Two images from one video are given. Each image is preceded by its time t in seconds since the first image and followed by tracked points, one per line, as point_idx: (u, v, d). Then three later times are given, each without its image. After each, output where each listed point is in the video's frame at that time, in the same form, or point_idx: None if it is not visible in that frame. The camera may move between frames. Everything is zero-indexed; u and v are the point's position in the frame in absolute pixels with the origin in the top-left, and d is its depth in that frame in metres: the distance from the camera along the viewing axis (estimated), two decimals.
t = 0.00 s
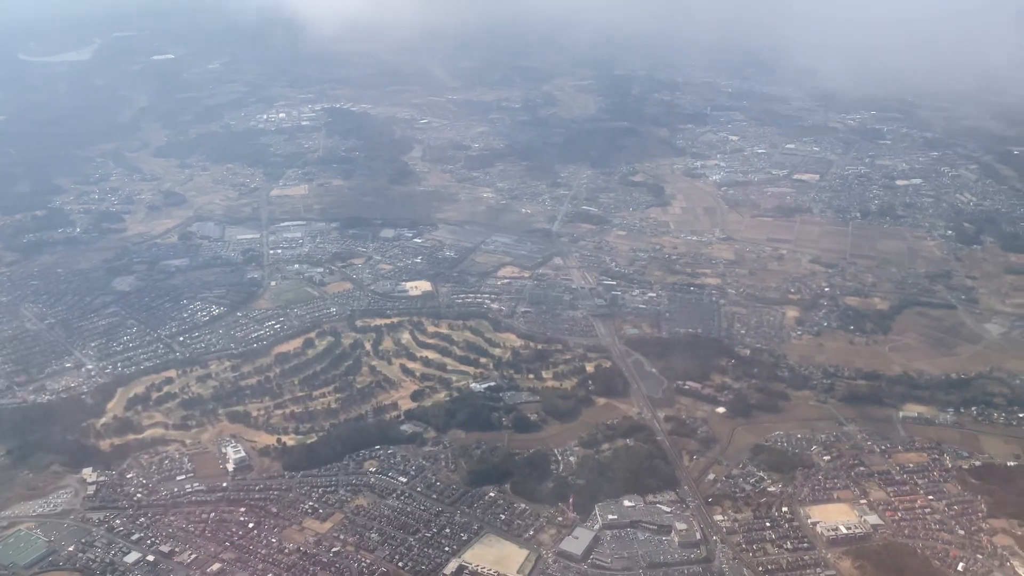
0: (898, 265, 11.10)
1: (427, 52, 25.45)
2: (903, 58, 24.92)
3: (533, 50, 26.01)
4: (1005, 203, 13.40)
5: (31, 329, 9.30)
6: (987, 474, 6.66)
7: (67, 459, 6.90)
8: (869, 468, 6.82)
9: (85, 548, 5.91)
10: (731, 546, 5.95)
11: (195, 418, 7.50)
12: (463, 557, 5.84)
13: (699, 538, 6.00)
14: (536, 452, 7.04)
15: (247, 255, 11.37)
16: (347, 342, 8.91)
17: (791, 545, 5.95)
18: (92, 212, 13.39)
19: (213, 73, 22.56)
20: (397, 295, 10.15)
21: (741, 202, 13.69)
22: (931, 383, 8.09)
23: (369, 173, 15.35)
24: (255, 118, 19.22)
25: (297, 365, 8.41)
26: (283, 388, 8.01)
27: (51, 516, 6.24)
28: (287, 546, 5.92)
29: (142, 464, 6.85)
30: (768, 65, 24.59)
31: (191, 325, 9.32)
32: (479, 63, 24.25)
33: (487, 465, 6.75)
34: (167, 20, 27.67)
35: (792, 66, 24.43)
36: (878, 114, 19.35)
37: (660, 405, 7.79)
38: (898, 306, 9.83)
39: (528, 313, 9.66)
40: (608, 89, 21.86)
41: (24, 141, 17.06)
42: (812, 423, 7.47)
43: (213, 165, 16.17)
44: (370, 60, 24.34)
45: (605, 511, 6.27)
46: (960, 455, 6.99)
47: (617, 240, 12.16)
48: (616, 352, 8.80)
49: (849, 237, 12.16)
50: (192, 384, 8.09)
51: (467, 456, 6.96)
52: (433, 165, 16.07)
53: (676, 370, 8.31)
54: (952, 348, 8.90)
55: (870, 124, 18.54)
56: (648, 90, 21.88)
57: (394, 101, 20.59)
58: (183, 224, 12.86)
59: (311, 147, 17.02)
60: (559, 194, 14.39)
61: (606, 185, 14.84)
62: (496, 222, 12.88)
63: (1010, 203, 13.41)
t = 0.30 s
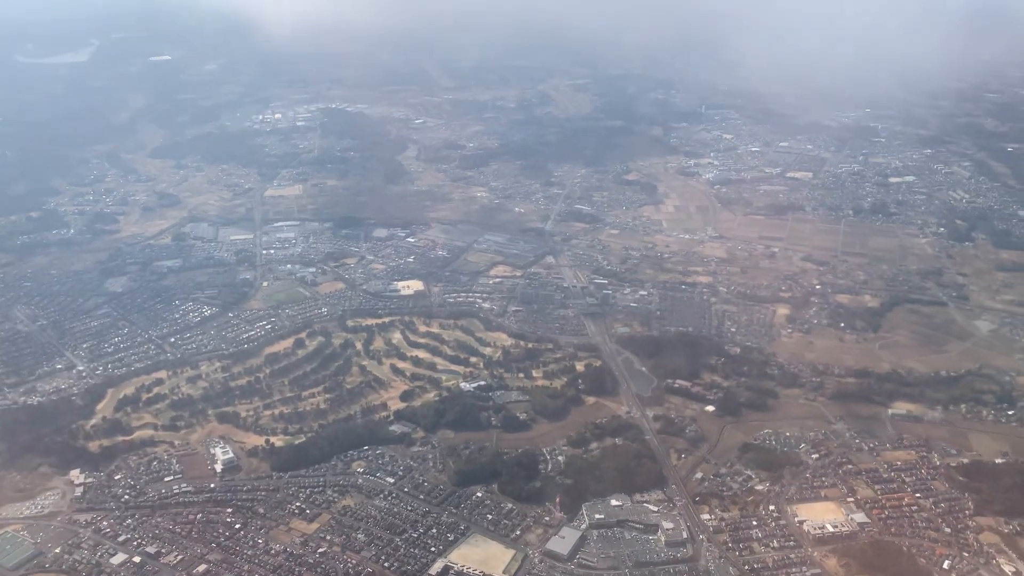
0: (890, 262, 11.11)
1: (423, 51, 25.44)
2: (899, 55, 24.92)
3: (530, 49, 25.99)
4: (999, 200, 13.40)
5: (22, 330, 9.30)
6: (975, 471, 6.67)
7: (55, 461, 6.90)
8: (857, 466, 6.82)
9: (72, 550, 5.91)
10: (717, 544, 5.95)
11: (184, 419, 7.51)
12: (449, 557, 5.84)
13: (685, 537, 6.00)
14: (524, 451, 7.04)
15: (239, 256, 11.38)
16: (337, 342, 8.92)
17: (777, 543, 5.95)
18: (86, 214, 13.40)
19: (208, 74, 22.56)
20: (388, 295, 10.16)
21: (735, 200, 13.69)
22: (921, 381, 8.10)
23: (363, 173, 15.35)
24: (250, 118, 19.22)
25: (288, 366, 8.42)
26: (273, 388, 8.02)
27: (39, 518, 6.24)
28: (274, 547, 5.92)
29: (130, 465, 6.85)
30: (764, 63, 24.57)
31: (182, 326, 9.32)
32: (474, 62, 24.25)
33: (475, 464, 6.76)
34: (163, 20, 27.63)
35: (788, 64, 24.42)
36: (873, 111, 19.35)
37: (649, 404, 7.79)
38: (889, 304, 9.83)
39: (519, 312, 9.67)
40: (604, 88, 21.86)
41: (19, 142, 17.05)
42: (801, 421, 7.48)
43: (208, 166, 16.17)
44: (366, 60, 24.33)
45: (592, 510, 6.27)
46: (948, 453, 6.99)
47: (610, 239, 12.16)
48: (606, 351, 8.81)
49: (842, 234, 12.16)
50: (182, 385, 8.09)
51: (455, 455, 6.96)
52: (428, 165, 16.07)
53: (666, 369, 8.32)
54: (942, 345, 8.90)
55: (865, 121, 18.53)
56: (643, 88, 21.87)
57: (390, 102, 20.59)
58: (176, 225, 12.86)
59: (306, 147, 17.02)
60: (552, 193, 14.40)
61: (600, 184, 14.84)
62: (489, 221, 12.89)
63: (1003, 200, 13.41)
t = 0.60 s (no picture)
0: (883, 261, 11.13)
1: (421, 54, 25.48)
2: (895, 53, 24.95)
3: (527, 50, 26.02)
4: (992, 198, 13.42)
5: (17, 334, 9.34)
6: (962, 468, 6.69)
7: (47, 464, 6.94)
8: (845, 464, 6.84)
9: (62, 552, 5.95)
10: (705, 543, 5.97)
11: (176, 422, 7.54)
12: (437, 558, 5.87)
13: (673, 536, 6.02)
14: (514, 452, 7.06)
15: (234, 259, 11.41)
16: (330, 344, 8.95)
17: (764, 542, 5.97)
18: (82, 218, 13.44)
19: (206, 79, 22.61)
20: (382, 297, 10.18)
21: (729, 200, 13.71)
22: (911, 378, 8.11)
23: (359, 176, 15.39)
24: (247, 122, 19.27)
25: (280, 367, 8.46)
26: (265, 391, 8.05)
27: (30, 521, 6.28)
28: (263, 548, 5.96)
29: (122, 467, 6.89)
30: (761, 63, 24.59)
31: (176, 329, 9.36)
32: (471, 64, 24.29)
33: (464, 465, 6.79)
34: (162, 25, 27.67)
35: (784, 64, 24.45)
36: (869, 110, 19.38)
37: (639, 403, 7.82)
38: (880, 302, 9.85)
39: (511, 313, 9.70)
40: (600, 89, 21.91)
41: (16, 147, 17.09)
42: (790, 419, 7.50)
43: (204, 169, 16.21)
44: (364, 63, 24.38)
45: (580, 509, 6.29)
46: (936, 450, 7.01)
47: (604, 240, 12.19)
48: (597, 351, 8.83)
49: (835, 233, 12.18)
50: (175, 388, 8.13)
51: (444, 456, 6.99)
52: (423, 167, 16.11)
53: (657, 368, 8.34)
54: (933, 343, 8.92)
55: (861, 120, 18.56)
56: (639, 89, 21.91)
57: (387, 105, 20.63)
58: (172, 229, 12.90)
59: (302, 150, 17.06)
60: (547, 194, 14.43)
61: (595, 185, 14.88)
62: (483, 223, 12.92)
63: (996, 197, 13.43)
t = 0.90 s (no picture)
0: (878, 257, 11.10)
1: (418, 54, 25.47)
2: (894, 49, 24.90)
3: (525, 49, 25.98)
4: (989, 193, 13.37)
5: (12, 338, 9.34)
6: (955, 464, 6.67)
7: (40, 467, 6.94)
8: (838, 460, 6.81)
9: (53, 555, 5.95)
10: (695, 540, 5.95)
11: (168, 424, 7.54)
12: (428, 557, 5.86)
13: (664, 534, 6.01)
14: (505, 451, 7.05)
15: (229, 260, 11.41)
16: (324, 345, 8.94)
17: (755, 539, 5.95)
18: (78, 221, 13.45)
19: (204, 81, 22.60)
20: (376, 297, 10.17)
21: (725, 197, 13.69)
22: (905, 374, 8.09)
23: (356, 177, 15.38)
24: (244, 123, 19.27)
25: (273, 369, 8.46)
26: (257, 392, 8.05)
27: (21, 523, 6.28)
28: (254, 549, 5.95)
29: (114, 469, 6.89)
30: (759, 60, 24.55)
31: (170, 331, 9.35)
32: (469, 64, 24.27)
33: (456, 465, 6.78)
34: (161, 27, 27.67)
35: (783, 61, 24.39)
36: (867, 106, 19.33)
37: (632, 402, 7.80)
38: (875, 298, 9.83)
39: (505, 313, 9.68)
40: (598, 87, 21.88)
41: (14, 150, 17.10)
42: (783, 416, 7.48)
43: (201, 171, 16.22)
44: (362, 64, 24.35)
45: (571, 508, 6.28)
46: (929, 446, 6.99)
47: (599, 238, 12.18)
48: (591, 349, 8.81)
49: (831, 230, 12.16)
50: (168, 390, 8.13)
51: (436, 456, 6.98)
52: (420, 167, 16.10)
53: (650, 366, 8.33)
54: (927, 339, 8.89)
55: (859, 116, 18.52)
56: (637, 87, 21.87)
57: (384, 105, 20.60)
58: (168, 231, 12.91)
59: (299, 151, 17.06)
60: (543, 193, 14.42)
61: (591, 183, 14.86)
62: (479, 222, 12.91)
63: (994, 192, 13.38)
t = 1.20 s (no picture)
0: (874, 251, 11.10)
1: (418, 52, 25.48)
2: (895, 43, 24.82)
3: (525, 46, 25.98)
4: (987, 187, 13.35)
5: (10, 337, 9.41)
6: (945, 457, 6.69)
7: (35, 465, 7.00)
8: (828, 454, 6.83)
9: (46, 552, 6.00)
10: (684, 534, 5.98)
11: (163, 422, 7.60)
12: (417, 552, 5.90)
13: (653, 528, 6.04)
14: (497, 446, 7.09)
15: (226, 259, 11.47)
16: (318, 343, 8.99)
17: (744, 533, 5.98)
18: (78, 221, 13.51)
19: (204, 80, 22.64)
20: (372, 295, 10.21)
21: (722, 193, 13.70)
22: (897, 368, 8.10)
23: (353, 175, 15.42)
24: (243, 123, 19.32)
25: (268, 366, 8.51)
26: (252, 390, 8.10)
27: (15, 521, 6.34)
28: (245, 545, 6.00)
29: (108, 467, 6.95)
30: (759, 55, 24.50)
31: (166, 330, 9.41)
32: (468, 61, 24.28)
33: (447, 460, 6.82)
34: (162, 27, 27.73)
35: (783, 56, 24.35)
36: (866, 100, 19.29)
37: (624, 397, 7.83)
38: (870, 293, 9.83)
39: (500, 310, 9.72)
40: (598, 83, 21.87)
41: (15, 151, 17.17)
42: (774, 410, 7.50)
43: (200, 171, 16.28)
44: (362, 63, 24.37)
45: (561, 503, 6.31)
46: (920, 440, 7.01)
47: (595, 235, 12.20)
48: (585, 346, 8.84)
49: (827, 224, 12.16)
50: (163, 388, 8.19)
51: (429, 452, 7.02)
52: (418, 165, 16.14)
53: (643, 362, 8.36)
54: (921, 333, 8.90)
55: (858, 111, 18.49)
56: (636, 83, 21.87)
57: (383, 103, 20.63)
58: (166, 231, 12.97)
59: (298, 150, 17.11)
60: (540, 190, 14.44)
61: (588, 180, 14.87)
62: (476, 219, 12.94)
63: (991, 186, 13.36)
